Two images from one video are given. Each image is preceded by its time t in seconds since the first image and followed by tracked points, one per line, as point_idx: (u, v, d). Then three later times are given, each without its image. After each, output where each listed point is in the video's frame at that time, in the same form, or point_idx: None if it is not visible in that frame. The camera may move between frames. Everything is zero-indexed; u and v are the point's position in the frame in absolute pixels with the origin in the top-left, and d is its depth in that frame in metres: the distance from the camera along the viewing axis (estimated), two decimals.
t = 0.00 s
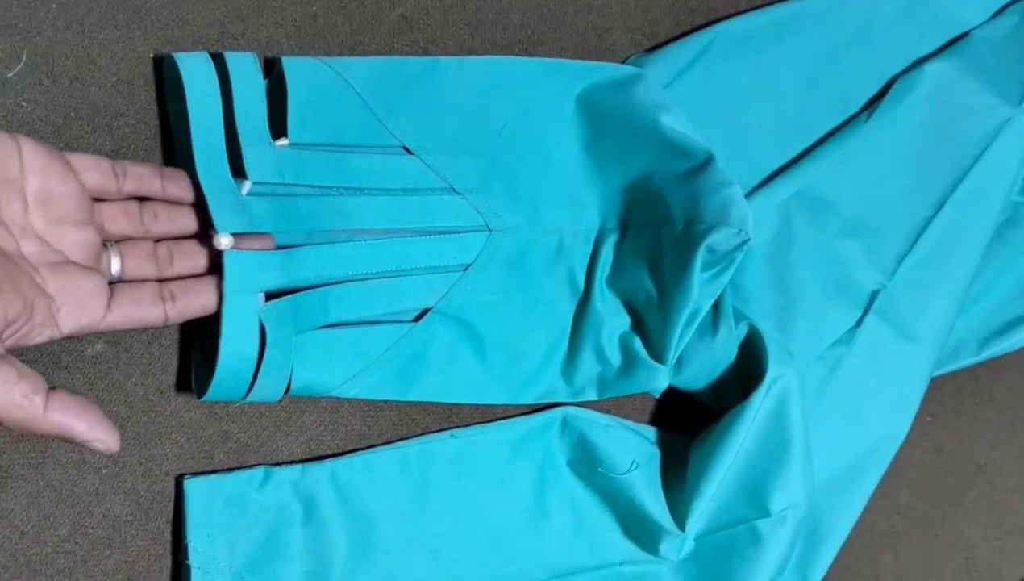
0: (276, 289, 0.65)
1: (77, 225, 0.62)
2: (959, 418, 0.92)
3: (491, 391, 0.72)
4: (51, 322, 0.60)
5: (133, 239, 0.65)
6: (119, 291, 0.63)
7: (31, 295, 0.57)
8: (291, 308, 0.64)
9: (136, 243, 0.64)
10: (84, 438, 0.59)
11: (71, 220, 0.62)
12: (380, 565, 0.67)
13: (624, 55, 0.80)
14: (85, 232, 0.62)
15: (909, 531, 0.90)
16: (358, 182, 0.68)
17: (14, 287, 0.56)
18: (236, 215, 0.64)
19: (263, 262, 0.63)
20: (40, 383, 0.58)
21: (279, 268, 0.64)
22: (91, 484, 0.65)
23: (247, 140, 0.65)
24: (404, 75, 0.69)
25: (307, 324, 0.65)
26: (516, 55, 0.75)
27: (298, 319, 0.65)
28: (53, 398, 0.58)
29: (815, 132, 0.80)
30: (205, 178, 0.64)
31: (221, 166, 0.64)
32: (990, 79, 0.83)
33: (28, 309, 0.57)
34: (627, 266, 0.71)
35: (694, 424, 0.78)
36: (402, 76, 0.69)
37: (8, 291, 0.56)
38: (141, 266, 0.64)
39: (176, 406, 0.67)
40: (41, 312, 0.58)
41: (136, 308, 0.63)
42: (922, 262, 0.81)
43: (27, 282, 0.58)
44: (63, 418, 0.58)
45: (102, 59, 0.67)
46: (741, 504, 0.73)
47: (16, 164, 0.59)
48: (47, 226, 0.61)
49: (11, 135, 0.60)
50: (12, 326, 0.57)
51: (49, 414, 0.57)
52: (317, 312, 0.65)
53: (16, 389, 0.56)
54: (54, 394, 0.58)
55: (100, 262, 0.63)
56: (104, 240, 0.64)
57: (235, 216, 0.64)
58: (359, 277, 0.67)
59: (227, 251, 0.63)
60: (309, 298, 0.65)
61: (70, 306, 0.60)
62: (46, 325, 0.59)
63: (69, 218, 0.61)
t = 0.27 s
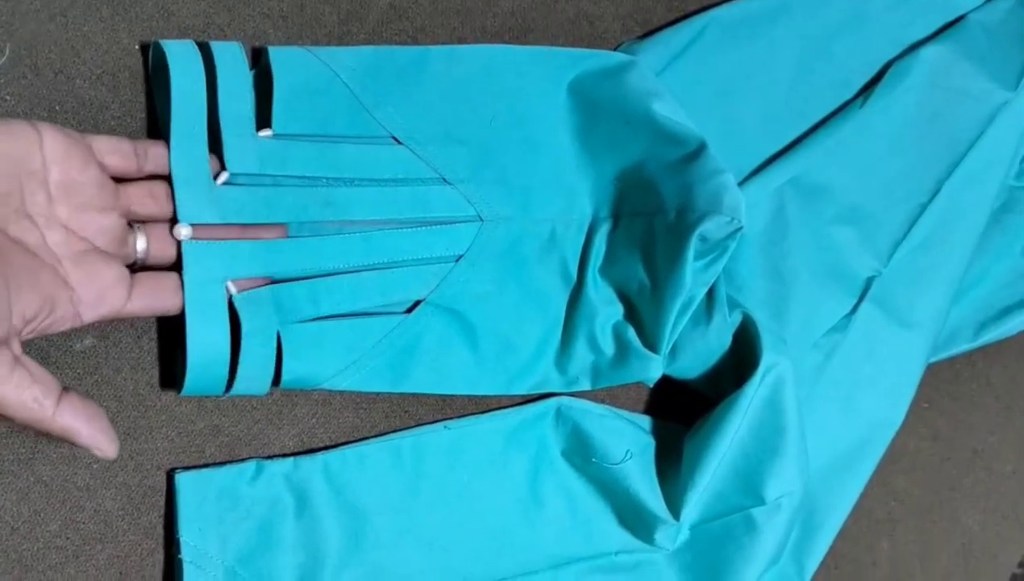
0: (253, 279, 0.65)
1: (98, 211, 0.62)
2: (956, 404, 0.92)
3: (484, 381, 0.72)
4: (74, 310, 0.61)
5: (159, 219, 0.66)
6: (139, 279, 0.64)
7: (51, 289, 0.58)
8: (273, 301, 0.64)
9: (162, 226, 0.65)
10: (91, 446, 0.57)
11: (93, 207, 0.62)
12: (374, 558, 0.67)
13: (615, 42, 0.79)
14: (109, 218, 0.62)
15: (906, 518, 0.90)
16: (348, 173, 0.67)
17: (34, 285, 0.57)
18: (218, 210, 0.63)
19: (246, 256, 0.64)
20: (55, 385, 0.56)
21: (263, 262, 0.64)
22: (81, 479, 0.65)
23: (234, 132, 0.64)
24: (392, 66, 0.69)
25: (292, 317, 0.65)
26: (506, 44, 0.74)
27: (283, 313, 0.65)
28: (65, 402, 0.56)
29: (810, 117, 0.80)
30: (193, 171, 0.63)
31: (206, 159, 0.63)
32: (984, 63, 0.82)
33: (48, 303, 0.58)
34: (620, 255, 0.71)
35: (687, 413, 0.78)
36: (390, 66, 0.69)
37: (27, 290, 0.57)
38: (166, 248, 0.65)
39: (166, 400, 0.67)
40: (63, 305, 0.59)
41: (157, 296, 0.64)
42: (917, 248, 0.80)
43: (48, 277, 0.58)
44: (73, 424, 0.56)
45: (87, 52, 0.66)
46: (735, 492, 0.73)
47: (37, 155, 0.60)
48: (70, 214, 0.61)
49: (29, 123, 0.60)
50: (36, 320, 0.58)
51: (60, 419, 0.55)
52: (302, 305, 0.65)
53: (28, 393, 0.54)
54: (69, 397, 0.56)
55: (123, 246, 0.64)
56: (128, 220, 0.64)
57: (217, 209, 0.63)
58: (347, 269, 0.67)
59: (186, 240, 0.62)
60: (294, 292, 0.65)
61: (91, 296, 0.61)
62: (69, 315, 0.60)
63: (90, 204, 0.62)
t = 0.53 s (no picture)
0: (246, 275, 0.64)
1: (131, 203, 0.63)
2: (954, 387, 0.92)
3: (478, 375, 0.73)
4: (104, 303, 0.62)
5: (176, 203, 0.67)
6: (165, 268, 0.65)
7: (82, 286, 0.60)
8: (265, 294, 0.64)
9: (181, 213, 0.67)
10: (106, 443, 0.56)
11: (125, 200, 0.63)
12: (371, 549, 0.67)
13: (608, 27, 0.79)
14: (141, 211, 0.64)
15: (904, 502, 0.90)
16: (340, 164, 0.67)
17: (66, 283, 0.58)
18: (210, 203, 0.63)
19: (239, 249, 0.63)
20: (81, 384, 0.56)
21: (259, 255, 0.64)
22: (75, 475, 0.65)
23: (223, 124, 0.63)
24: (382, 55, 0.68)
25: (286, 310, 0.65)
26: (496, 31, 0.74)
27: (276, 306, 0.64)
28: (89, 401, 0.55)
29: (806, 101, 0.79)
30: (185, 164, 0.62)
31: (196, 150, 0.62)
32: (981, 43, 0.81)
33: (80, 299, 0.60)
34: (614, 243, 0.70)
35: (683, 400, 0.78)
36: (380, 55, 0.68)
37: (59, 289, 0.58)
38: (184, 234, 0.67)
39: (159, 395, 0.67)
40: (93, 300, 0.61)
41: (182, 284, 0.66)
42: (914, 231, 0.80)
43: (79, 274, 0.60)
44: (93, 422, 0.56)
45: (72, 45, 0.66)
46: (733, 479, 0.72)
47: (67, 151, 0.60)
48: (103, 208, 0.62)
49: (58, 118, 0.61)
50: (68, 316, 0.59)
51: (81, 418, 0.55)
52: (295, 298, 0.65)
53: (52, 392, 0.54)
54: (95, 396, 0.56)
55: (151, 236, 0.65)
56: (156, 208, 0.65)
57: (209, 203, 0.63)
58: (341, 261, 0.67)
59: (177, 235, 0.62)
60: (287, 285, 0.64)
61: (122, 288, 0.62)
62: (100, 309, 0.62)
63: (121, 197, 0.63)
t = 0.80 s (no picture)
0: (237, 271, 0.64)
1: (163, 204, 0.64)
2: (953, 371, 0.91)
3: (474, 367, 0.72)
4: (137, 302, 0.65)
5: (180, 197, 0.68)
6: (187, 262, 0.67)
7: (114, 288, 0.62)
8: (261, 287, 0.63)
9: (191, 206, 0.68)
10: (130, 447, 0.59)
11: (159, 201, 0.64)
12: (369, 543, 0.67)
13: (600, 14, 0.78)
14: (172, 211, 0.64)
15: (904, 486, 0.90)
16: (334, 155, 0.66)
17: (98, 287, 0.61)
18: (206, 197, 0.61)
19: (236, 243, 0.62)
20: (113, 389, 0.58)
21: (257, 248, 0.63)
22: (70, 474, 0.65)
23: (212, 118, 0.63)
24: (371, 45, 0.68)
25: (282, 304, 0.64)
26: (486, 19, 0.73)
27: (272, 301, 0.64)
28: (120, 406, 0.58)
29: (801, 85, 0.78)
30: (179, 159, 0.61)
31: (187, 144, 0.61)
32: (977, 24, 0.80)
33: (114, 301, 0.63)
34: (609, 231, 0.70)
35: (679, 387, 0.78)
36: (369, 46, 0.68)
37: (91, 294, 0.61)
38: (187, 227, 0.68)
39: (153, 392, 0.67)
40: (125, 301, 0.63)
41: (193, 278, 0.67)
42: (911, 215, 0.79)
43: (111, 276, 0.62)
44: (120, 427, 0.58)
45: (57, 40, 0.65)
46: (732, 467, 0.72)
47: (98, 156, 0.61)
48: (137, 210, 0.63)
49: (87, 123, 0.61)
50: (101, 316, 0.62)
51: (110, 422, 0.58)
52: (290, 291, 0.64)
53: (82, 397, 0.57)
54: (126, 400, 0.59)
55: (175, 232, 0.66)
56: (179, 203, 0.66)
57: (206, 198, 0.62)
58: (337, 254, 0.66)
59: (171, 230, 0.61)
60: (284, 278, 0.64)
61: (155, 288, 0.65)
62: (134, 309, 0.64)
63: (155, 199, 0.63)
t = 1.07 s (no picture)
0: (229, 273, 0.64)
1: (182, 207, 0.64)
2: (952, 362, 0.91)
3: (471, 364, 0.72)
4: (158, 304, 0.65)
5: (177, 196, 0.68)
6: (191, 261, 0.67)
7: (138, 292, 0.63)
8: (257, 287, 0.63)
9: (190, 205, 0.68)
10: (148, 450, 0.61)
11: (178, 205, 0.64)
12: (366, 541, 0.67)
13: (593, 8, 0.78)
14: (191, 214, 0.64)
15: (903, 478, 0.89)
16: (327, 153, 0.65)
17: (121, 292, 0.62)
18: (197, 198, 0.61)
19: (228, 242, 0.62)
20: (130, 394, 0.60)
21: (248, 247, 0.63)
22: (64, 475, 0.65)
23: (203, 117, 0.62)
24: (363, 41, 0.68)
25: (276, 304, 0.64)
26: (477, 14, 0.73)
27: (266, 300, 0.63)
28: (137, 410, 0.60)
29: (796, 77, 0.78)
30: (168, 158, 0.61)
31: (179, 144, 0.61)
32: (973, 13, 0.80)
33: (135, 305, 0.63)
34: (604, 226, 0.70)
35: (676, 381, 0.78)
36: (360, 42, 0.67)
37: (113, 299, 0.61)
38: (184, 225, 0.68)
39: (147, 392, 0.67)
40: (149, 304, 0.64)
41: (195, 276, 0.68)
42: (908, 207, 0.79)
43: (135, 280, 0.62)
44: (137, 430, 0.60)
45: (46, 40, 0.65)
46: (729, 461, 0.72)
47: (118, 161, 0.62)
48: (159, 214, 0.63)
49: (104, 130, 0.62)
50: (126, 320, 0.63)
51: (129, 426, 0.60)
52: (287, 290, 0.64)
53: (104, 401, 0.58)
54: (143, 405, 0.61)
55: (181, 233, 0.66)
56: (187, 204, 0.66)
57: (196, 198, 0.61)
58: (332, 252, 0.66)
59: (161, 230, 0.60)
60: (279, 277, 0.64)
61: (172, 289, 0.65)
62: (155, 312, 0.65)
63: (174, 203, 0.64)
